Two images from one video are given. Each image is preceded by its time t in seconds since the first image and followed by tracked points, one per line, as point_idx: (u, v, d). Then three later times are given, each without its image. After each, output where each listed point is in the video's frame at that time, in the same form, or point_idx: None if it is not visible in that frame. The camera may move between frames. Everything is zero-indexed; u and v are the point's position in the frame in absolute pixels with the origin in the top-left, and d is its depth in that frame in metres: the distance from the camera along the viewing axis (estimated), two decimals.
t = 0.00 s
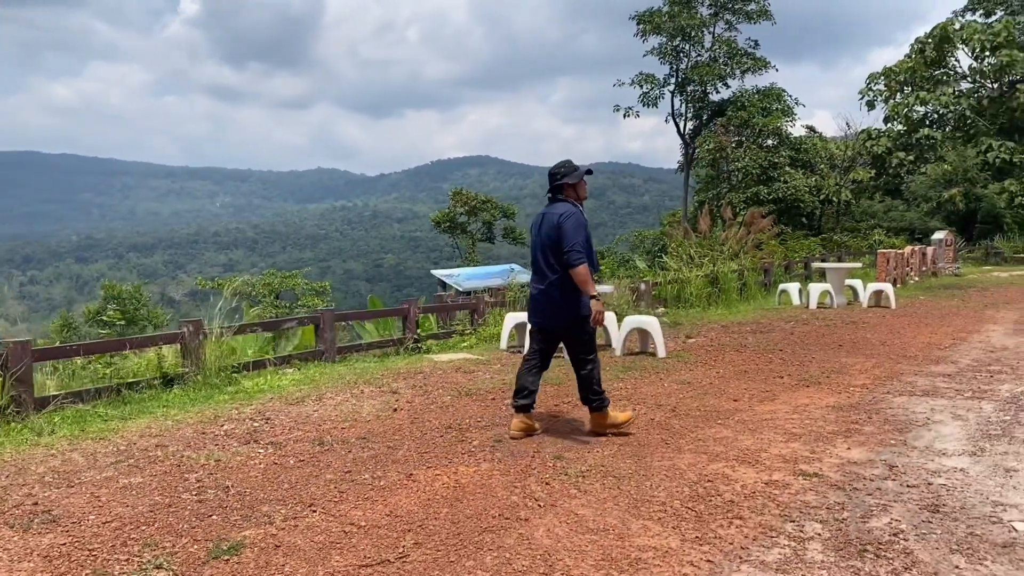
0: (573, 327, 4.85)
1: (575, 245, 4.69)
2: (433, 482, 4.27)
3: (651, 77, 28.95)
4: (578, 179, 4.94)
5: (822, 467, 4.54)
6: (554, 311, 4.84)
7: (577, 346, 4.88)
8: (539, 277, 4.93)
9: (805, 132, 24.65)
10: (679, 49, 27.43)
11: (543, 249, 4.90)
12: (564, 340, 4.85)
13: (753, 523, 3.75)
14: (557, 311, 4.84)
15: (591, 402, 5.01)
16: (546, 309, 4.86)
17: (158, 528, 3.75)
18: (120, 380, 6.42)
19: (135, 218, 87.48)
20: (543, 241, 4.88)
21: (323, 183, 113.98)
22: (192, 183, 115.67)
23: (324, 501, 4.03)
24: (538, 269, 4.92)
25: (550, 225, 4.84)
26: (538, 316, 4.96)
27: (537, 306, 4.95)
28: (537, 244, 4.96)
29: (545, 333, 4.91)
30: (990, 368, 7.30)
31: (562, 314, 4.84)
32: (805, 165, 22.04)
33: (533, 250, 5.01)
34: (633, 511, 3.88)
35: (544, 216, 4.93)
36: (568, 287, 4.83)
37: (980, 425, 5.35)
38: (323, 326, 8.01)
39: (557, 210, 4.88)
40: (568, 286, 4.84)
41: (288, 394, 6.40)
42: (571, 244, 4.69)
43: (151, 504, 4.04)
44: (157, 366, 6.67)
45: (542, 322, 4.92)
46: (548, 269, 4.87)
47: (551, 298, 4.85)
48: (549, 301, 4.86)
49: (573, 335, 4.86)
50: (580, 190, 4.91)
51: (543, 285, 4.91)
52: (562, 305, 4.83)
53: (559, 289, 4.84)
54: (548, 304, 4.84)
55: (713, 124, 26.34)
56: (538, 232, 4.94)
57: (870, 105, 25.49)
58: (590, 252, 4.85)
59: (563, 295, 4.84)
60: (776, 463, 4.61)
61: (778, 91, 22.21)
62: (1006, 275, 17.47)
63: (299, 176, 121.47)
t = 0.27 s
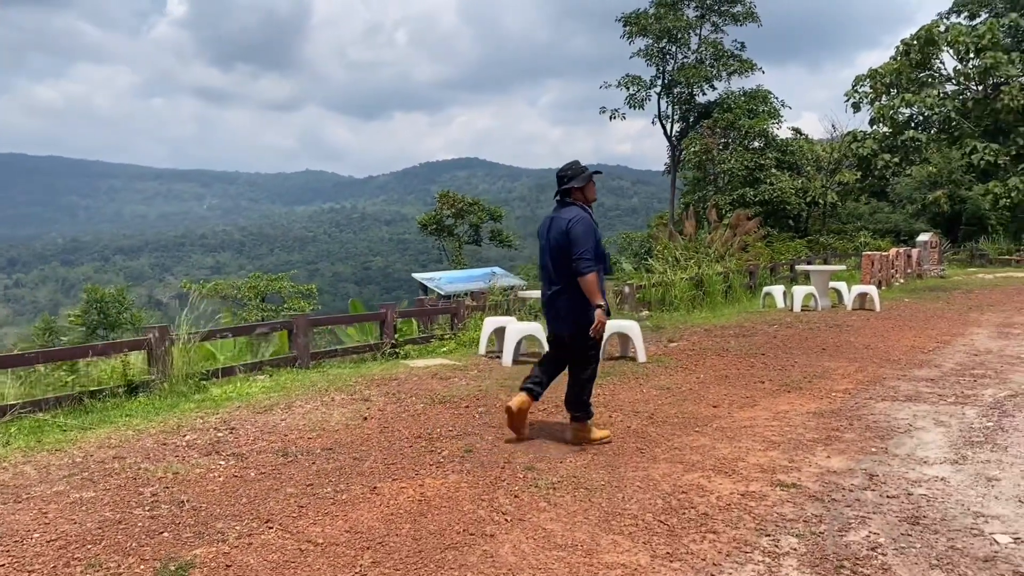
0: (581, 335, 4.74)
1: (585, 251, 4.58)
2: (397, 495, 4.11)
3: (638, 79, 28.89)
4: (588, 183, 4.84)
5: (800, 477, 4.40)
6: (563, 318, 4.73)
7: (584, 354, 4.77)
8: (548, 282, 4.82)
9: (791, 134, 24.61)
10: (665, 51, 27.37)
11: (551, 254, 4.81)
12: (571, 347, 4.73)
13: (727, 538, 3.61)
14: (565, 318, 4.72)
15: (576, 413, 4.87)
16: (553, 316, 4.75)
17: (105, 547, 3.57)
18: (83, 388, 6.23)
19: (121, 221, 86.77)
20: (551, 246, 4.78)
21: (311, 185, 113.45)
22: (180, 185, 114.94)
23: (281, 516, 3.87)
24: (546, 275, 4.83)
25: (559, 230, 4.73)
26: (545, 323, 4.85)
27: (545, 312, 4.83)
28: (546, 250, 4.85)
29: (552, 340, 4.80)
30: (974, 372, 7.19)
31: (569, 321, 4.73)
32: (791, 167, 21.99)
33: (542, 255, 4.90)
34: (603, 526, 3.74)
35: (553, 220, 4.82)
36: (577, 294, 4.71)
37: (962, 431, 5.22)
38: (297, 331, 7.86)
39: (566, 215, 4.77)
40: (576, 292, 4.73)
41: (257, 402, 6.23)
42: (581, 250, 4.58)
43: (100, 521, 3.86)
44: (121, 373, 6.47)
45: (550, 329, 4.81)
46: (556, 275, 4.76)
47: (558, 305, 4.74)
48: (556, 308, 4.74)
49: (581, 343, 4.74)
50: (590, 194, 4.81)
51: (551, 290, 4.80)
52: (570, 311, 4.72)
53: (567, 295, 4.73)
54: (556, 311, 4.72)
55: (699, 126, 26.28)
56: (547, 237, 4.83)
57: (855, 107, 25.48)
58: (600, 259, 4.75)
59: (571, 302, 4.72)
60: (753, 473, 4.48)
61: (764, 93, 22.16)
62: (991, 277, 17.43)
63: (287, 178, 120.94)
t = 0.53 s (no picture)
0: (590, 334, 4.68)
1: (599, 250, 4.51)
2: (364, 507, 3.93)
3: (626, 82, 28.80)
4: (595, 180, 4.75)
5: (784, 485, 4.24)
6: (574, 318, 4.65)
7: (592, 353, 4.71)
8: (557, 282, 4.73)
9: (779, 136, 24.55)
10: (653, 53, 27.28)
11: (560, 254, 4.72)
12: (579, 348, 4.67)
13: (708, 551, 3.44)
14: (574, 318, 4.65)
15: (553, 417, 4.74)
16: (561, 316, 4.68)
17: (51, 564, 3.37)
18: (46, 394, 6.01)
19: (109, 223, 86.10)
20: (560, 245, 4.69)
21: (301, 187, 112.93)
22: (168, 187, 114.22)
23: (241, 530, 3.68)
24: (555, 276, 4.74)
25: (568, 229, 4.64)
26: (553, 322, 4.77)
27: (553, 312, 4.75)
28: (554, 249, 4.76)
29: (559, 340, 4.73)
30: (961, 376, 7.05)
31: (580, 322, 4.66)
32: (779, 169, 21.90)
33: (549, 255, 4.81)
34: (579, 538, 3.56)
35: (562, 219, 4.71)
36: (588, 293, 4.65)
37: (951, 436, 5.08)
38: (272, 335, 7.67)
39: (575, 213, 4.68)
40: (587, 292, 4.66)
41: (227, 408, 6.03)
42: (594, 249, 4.50)
43: (49, 535, 3.66)
44: (86, 378, 6.27)
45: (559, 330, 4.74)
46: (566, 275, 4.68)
47: (569, 305, 4.66)
48: (565, 307, 4.68)
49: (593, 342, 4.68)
50: (598, 191, 4.71)
51: (560, 290, 4.72)
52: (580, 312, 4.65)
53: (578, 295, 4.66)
54: (563, 311, 4.65)
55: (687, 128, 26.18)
56: (555, 236, 4.74)
57: (843, 110, 25.45)
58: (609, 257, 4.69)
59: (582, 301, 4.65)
60: (737, 481, 4.31)
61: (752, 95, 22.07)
62: (978, 279, 17.39)
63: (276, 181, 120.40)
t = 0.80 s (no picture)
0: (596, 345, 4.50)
1: (601, 258, 4.36)
2: (325, 526, 3.72)
3: (611, 85, 28.69)
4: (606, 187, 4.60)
5: (766, 500, 4.06)
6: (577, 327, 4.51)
7: (595, 363, 4.52)
8: (564, 291, 4.60)
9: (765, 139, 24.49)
10: (638, 56, 27.19)
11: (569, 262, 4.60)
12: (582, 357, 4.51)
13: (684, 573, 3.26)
14: (579, 327, 4.50)
15: (534, 422, 4.52)
16: (566, 325, 4.53)
17: None
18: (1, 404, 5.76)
19: (93, 226, 85.27)
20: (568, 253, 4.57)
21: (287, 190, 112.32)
22: (153, 190, 113.34)
23: (191, 553, 3.46)
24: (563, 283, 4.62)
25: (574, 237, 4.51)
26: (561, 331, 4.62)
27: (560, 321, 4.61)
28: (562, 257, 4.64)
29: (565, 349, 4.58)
30: (947, 382, 6.91)
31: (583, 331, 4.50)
32: (764, 172, 21.83)
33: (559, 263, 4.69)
34: (549, 561, 3.37)
35: (570, 226, 4.59)
36: (592, 302, 4.48)
37: (938, 446, 4.91)
38: (243, 342, 7.47)
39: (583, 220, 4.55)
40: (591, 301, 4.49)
41: (190, 419, 5.80)
42: (597, 257, 4.35)
43: None
44: (45, 388, 6.02)
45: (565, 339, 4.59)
46: (573, 283, 4.55)
47: (573, 313, 4.52)
48: (570, 317, 4.52)
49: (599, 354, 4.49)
50: (608, 198, 4.56)
51: (567, 298, 4.58)
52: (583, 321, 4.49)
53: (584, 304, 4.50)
54: (567, 319, 4.50)
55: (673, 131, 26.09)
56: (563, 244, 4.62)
57: (828, 113, 25.45)
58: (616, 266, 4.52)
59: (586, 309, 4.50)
60: (717, 496, 4.13)
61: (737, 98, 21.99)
62: (962, 283, 17.36)
63: (262, 183, 119.71)
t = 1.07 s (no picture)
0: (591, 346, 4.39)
1: (585, 252, 4.34)
2: (275, 544, 3.52)
3: (592, 87, 28.62)
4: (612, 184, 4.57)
5: (740, 513, 3.90)
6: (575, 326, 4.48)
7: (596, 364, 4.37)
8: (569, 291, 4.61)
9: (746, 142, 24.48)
10: (618, 59, 27.13)
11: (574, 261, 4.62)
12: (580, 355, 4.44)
13: None
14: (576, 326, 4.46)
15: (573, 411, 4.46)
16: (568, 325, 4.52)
17: None
18: None
19: (70, 228, 84.15)
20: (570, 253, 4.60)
21: (268, 193, 111.53)
22: (132, 192, 112.15)
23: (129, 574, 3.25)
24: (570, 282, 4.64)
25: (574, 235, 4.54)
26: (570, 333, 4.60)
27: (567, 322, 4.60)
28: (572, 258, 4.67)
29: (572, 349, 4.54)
30: (926, 388, 6.80)
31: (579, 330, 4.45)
32: (744, 176, 21.79)
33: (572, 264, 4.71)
34: None
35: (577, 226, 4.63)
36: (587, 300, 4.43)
37: (916, 455, 4.77)
38: (205, 347, 7.24)
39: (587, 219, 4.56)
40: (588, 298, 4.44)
41: (145, 429, 5.57)
42: (582, 252, 4.34)
43: None
44: None
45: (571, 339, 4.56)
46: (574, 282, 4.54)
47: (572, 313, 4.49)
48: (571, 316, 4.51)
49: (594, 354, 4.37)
50: (610, 196, 4.53)
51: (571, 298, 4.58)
52: (579, 319, 4.45)
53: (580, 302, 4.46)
54: (568, 319, 4.50)
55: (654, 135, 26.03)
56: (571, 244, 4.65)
57: (807, 117, 25.52)
58: (613, 262, 4.43)
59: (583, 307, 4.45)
60: (688, 508, 3.97)
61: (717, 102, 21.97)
62: (940, 287, 17.37)
63: (243, 185, 118.80)
